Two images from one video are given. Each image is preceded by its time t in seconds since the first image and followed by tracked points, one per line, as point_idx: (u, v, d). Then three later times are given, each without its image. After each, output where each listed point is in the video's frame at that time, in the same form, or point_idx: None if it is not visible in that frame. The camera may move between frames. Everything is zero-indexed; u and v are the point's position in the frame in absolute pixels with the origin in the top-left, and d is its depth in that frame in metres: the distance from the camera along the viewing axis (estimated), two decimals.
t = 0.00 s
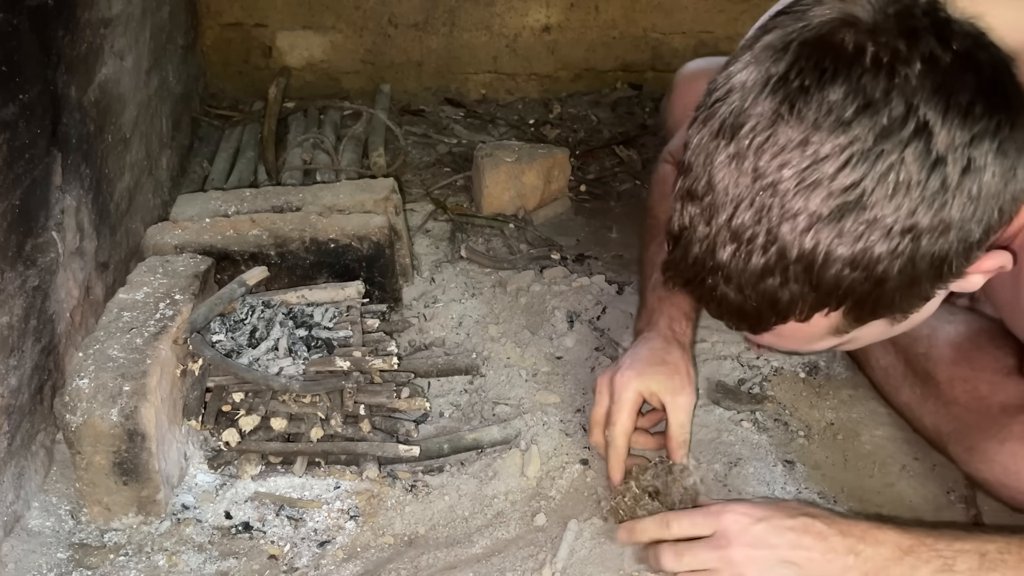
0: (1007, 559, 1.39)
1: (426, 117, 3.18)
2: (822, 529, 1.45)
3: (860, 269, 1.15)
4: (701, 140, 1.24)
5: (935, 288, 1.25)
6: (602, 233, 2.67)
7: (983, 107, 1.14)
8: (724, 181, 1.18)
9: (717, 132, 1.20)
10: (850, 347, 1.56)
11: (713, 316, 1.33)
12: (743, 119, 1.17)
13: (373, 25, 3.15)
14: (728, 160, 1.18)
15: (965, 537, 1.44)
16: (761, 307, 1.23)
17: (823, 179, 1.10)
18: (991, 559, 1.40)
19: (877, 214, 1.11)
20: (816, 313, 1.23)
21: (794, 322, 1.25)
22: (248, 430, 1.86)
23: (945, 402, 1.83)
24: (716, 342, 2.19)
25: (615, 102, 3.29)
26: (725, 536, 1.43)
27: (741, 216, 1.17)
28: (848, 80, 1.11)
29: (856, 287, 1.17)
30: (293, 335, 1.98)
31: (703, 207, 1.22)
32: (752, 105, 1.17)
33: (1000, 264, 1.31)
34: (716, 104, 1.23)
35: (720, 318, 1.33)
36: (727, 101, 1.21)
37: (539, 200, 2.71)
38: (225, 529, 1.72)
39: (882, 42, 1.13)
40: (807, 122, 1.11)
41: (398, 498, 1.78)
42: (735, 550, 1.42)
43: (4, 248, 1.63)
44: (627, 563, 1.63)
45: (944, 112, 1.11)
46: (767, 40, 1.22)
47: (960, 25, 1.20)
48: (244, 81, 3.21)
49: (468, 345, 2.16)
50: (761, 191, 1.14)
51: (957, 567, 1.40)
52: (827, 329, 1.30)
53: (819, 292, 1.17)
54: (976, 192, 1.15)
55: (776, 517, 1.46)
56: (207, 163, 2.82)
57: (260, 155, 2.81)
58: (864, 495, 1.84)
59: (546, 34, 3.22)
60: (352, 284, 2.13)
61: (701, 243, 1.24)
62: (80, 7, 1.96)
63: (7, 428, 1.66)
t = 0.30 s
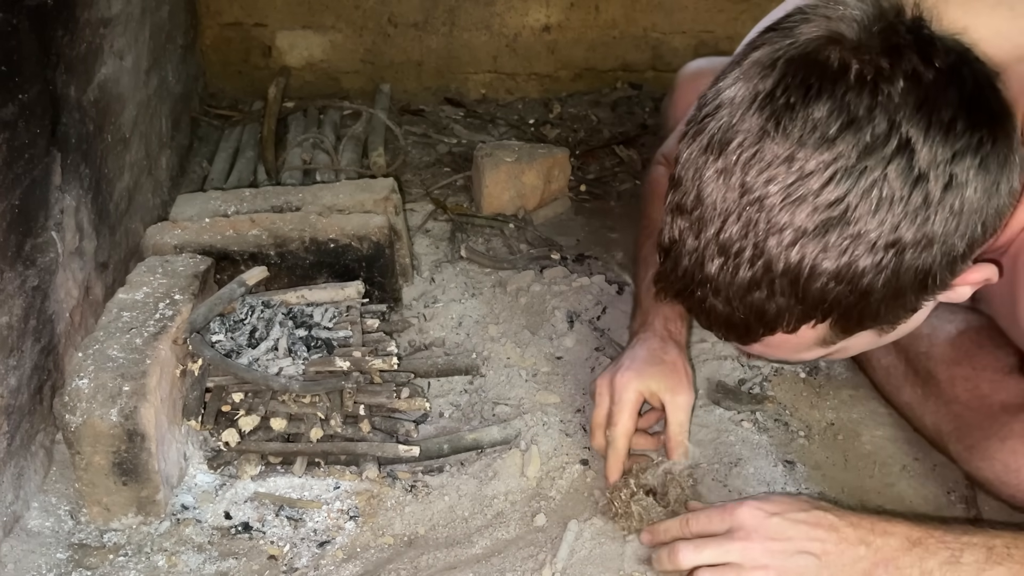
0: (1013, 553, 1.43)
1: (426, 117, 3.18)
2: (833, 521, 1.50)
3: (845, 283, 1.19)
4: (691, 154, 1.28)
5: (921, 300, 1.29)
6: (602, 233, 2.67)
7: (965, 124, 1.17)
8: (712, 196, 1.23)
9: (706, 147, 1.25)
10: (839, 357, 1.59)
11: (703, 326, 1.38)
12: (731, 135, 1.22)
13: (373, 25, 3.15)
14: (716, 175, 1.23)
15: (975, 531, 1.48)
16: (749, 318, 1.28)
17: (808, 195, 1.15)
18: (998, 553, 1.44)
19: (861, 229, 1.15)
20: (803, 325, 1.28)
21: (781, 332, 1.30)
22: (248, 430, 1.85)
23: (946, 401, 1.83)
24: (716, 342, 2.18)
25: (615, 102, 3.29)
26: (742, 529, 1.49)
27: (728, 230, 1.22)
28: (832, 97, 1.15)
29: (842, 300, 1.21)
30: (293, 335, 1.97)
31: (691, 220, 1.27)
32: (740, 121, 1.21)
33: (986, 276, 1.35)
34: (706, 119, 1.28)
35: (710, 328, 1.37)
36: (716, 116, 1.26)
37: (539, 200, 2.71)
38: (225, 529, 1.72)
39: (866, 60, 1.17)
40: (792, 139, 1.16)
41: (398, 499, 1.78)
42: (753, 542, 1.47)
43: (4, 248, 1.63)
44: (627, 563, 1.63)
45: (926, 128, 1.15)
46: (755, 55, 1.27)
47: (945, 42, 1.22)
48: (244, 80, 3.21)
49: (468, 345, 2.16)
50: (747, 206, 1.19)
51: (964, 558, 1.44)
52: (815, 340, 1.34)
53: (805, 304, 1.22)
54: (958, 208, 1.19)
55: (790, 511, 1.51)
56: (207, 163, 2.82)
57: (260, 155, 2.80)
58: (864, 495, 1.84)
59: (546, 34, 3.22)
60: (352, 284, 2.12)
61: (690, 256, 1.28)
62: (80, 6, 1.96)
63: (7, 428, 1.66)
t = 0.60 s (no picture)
0: (1009, 554, 1.42)
1: (426, 118, 3.18)
2: (828, 518, 1.51)
3: (837, 300, 1.19)
4: (686, 167, 1.28)
5: (913, 315, 1.29)
6: (602, 233, 2.67)
7: (959, 144, 1.17)
8: (706, 210, 1.23)
9: (701, 161, 1.25)
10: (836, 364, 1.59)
11: (696, 336, 1.38)
12: (725, 149, 1.22)
13: (373, 25, 3.15)
14: (709, 189, 1.23)
15: (972, 531, 1.48)
16: (741, 332, 1.28)
17: (800, 212, 1.15)
18: (995, 553, 1.43)
19: (854, 247, 1.15)
20: (795, 339, 1.28)
21: (773, 346, 1.30)
22: (248, 430, 1.85)
23: (945, 402, 1.83)
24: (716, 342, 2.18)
25: (615, 102, 3.29)
26: (735, 526, 1.50)
27: (721, 244, 1.22)
28: (826, 115, 1.15)
29: (833, 316, 1.21)
30: (293, 335, 1.97)
31: (685, 234, 1.27)
32: (735, 135, 1.21)
33: (980, 292, 1.35)
34: (701, 132, 1.28)
35: (703, 339, 1.38)
36: (712, 129, 1.26)
37: (539, 200, 2.70)
38: (225, 529, 1.72)
39: (862, 77, 1.17)
40: (786, 155, 1.16)
41: (398, 499, 1.78)
42: (746, 538, 1.48)
43: (3, 248, 1.63)
44: (627, 563, 1.63)
45: (920, 148, 1.14)
46: (752, 68, 1.27)
47: (941, 60, 1.23)
48: (243, 80, 3.21)
49: (468, 345, 2.16)
50: (740, 221, 1.19)
51: (961, 558, 1.43)
52: (806, 352, 1.34)
53: (796, 320, 1.22)
54: (950, 228, 1.19)
55: (783, 509, 1.52)
56: (206, 163, 2.82)
57: (260, 155, 2.80)
58: (864, 495, 1.84)
59: (546, 34, 3.22)
60: (352, 283, 2.12)
61: (683, 269, 1.29)
62: (80, 6, 1.96)
63: (6, 429, 1.66)
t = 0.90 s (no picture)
0: (1009, 557, 1.42)
1: (426, 117, 3.18)
2: (825, 518, 1.50)
3: (850, 298, 1.19)
4: (698, 164, 1.28)
5: (925, 314, 1.30)
6: (602, 233, 2.67)
7: (974, 142, 1.17)
8: (719, 207, 1.23)
9: (713, 157, 1.25)
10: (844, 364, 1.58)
11: (705, 334, 1.38)
12: (739, 146, 1.22)
13: (373, 24, 3.14)
14: (723, 186, 1.23)
15: (973, 532, 1.47)
16: (752, 330, 1.28)
17: (815, 210, 1.15)
18: (996, 555, 1.43)
19: (868, 245, 1.15)
20: (806, 338, 1.27)
21: (784, 345, 1.30)
22: (248, 430, 1.85)
23: (945, 402, 1.83)
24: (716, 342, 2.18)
25: (615, 102, 3.29)
26: (730, 524, 1.50)
27: (734, 241, 1.21)
28: (842, 113, 1.15)
29: (845, 315, 1.21)
30: (293, 335, 1.97)
31: (697, 230, 1.27)
32: (748, 132, 1.21)
33: (989, 291, 1.35)
34: (714, 128, 1.28)
35: (712, 337, 1.37)
36: (725, 126, 1.26)
37: (539, 200, 2.70)
38: (224, 530, 1.72)
39: (877, 75, 1.17)
40: (801, 153, 1.16)
41: (398, 499, 1.78)
42: (741, 537, 1.48)
43: (3, 248, 1.63)
44: (627, 563, 1.63)
45: (935, 146, 1.14)
46: (765, 65, 1.27)
47: (956, 56, 1.22)
48: (243, 80, 3.21)
49: (468, 345, 2.16)
50: (754, 219, 1.19)
51: (961, 561, 1.43)
52: (816, 352, 1.34)
53: (808, 318, 1.22)
54: (965, 226, 1.20)
55: (780, 509, 1.52)
56: (206, 163, 2.82)
57: (260, 155, 2.80)
58: (863, 494, 1.84)
59: (546, 33, 3.22)
60: (351, 283, 2.12)
61: (695, 266, 1.28)
62: (80, 6, 1.96)
63: (6, 429, 1.66)
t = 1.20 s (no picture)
0: (1012, 561, 1.43)
1: (426, 117, 3.18)
2: (827, 524, 1.50)
3: (854, 303, 1.19)
4: (702, 167, 1.28)
5: (928, 318, 1.30)
6: (602, 233, 2.67)
7: (980, 147, 1.17)
8: (723, 211, 1.23)
9: (718, 161, 1.25)
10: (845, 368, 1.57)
11: (708, 337, 1.38)
12: (744, 150, 1.22)
13: (373, 25, 3.14)
14: (727, 190, 1.22)
15: (976, 537, 1.48)
16: (756, 334, 1.28)
17: (820, 214, 1.15)
18: (998, 560, 1.43)
19: (873, 250, 1.15)
20: (810, 342, 1.27)
21: (787, 348, 1.30)
22: (248, 430, 1.85)
23: (945, 402, 1.83)
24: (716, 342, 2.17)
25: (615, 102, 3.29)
26: (731, 530, 1.50)
27: (738, 245, 1.21)
28: (847, 117, 1.15)
29: (850, 319, 1.21)
30: (293, 335, 1.97)
31: (701, 234, 1.27)
32: (753, 136, 1.21)
33: (993, 295, 1.35)
34: (718, 131, 1.28)
35: (715, 340, 1.37)
36: (729, 130, 1.26)
37: (539, 200, 2.70)
38: (224, 529, 1.72)
39: (882, 79, 1.17)
40: (806, 157, 1.16)
41: (398, 499, 1.78)
42: (742, 543, 1.48)
43: (3, 248, 1.63)
44: (627, 563, 1.63)
45: (941, 151, 1.14)
46: (770, 68, 1.27)
47: (961, 61, 1.22)
48: (243, 80, 3.21)
49: (468, 345, 2.16)
50: (758, 223, 1.19)
51: (964, 567, 1.44)
52: (820, 355, 1.34)
53: (812, 322, 1.22)
54: (970, 231, 1.20)
55: (783, 513, 1.52)
56: (206, 163, 2.82)
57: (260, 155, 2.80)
58: (863, 495, 1.84)
59: (546, 34, 3.22)
60: (351, 283, 2.12)
61: (699, 269, 1.28)
62: (80, 6, 1.95)
63: (6, 429, 1.66)
